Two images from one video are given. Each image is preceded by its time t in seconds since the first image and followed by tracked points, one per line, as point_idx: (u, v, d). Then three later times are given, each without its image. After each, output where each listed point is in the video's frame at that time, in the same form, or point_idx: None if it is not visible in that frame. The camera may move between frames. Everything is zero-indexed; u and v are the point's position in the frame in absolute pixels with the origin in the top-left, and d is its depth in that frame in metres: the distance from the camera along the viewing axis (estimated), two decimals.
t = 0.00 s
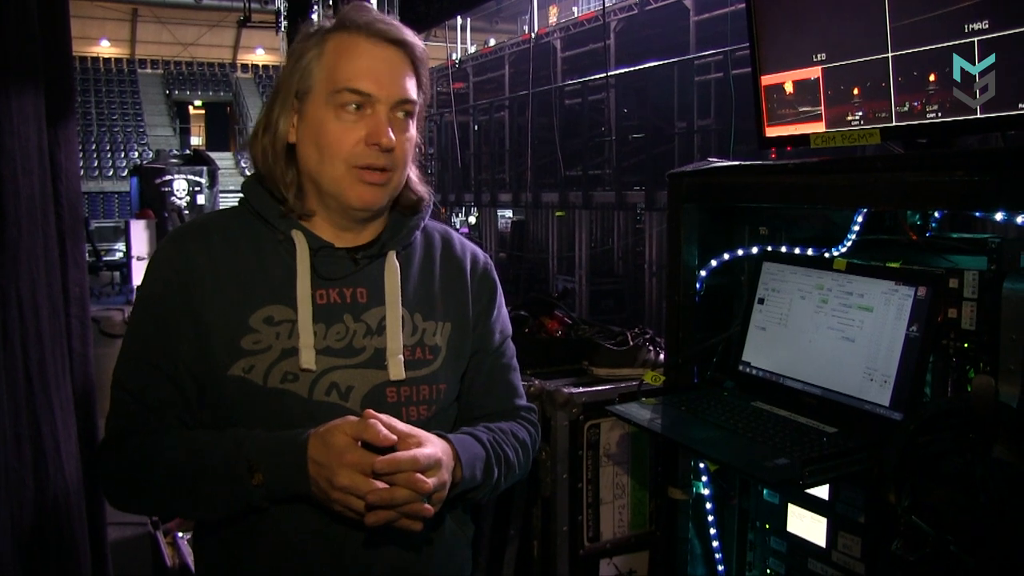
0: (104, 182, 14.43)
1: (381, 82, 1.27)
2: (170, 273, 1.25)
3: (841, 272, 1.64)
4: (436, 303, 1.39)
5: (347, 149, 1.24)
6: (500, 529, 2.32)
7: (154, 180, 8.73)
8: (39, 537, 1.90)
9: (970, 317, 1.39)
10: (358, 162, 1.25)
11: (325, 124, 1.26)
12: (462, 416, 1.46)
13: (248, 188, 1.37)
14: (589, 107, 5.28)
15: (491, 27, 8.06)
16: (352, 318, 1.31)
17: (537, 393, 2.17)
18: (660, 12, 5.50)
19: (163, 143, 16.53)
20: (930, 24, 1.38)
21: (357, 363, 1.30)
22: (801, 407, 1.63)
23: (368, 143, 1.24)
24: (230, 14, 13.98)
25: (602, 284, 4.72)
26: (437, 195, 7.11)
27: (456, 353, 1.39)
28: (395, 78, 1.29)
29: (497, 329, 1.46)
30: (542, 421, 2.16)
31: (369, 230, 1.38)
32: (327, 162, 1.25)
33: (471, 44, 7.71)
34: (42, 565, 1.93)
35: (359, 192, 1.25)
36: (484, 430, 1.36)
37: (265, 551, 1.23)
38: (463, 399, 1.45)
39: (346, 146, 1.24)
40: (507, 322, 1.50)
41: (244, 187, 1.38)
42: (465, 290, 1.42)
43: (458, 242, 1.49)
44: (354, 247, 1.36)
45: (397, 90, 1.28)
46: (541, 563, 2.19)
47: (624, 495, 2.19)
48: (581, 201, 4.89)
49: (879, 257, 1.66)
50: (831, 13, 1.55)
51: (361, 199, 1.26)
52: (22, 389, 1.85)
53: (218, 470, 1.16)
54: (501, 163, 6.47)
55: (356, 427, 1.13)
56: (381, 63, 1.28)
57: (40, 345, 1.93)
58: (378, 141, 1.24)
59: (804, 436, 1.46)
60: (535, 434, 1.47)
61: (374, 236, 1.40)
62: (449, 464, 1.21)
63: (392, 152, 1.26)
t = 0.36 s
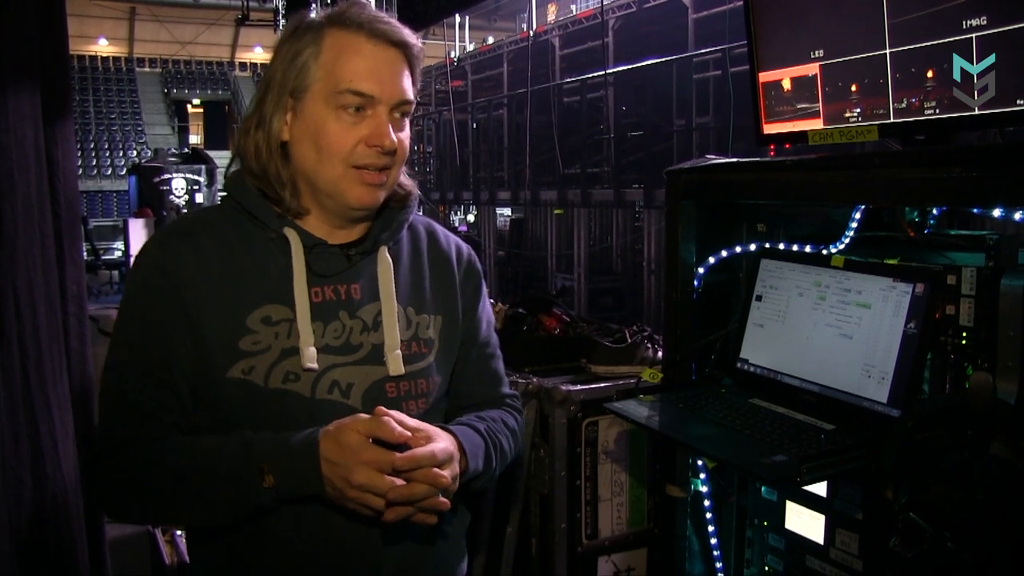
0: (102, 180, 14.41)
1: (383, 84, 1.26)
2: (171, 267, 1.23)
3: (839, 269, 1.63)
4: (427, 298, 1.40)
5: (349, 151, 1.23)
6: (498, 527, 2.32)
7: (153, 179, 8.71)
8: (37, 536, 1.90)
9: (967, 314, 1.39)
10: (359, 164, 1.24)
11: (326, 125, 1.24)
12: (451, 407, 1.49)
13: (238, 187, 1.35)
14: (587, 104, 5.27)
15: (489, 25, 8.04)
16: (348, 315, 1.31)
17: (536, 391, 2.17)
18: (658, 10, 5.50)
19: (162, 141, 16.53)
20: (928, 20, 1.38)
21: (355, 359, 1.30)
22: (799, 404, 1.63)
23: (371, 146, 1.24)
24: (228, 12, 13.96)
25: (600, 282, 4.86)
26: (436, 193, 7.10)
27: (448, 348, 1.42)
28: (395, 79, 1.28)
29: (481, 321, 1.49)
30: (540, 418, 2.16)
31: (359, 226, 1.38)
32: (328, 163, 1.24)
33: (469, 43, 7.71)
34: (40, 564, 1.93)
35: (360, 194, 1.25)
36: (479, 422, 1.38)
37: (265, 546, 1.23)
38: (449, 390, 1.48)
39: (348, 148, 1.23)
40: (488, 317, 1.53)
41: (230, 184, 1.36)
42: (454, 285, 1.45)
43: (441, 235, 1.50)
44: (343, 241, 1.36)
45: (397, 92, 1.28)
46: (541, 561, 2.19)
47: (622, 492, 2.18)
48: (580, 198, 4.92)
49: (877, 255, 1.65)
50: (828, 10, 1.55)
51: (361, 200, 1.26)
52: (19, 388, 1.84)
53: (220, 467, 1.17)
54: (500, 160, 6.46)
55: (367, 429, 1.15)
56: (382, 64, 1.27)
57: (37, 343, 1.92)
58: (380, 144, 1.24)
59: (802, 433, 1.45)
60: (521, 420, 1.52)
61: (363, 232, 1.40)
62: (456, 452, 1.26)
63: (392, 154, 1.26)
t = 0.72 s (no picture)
0: (102, 178, 14.43)
1: (372, 86, 1.21)
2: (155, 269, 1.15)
3: (838, 267, 1.63)
4: (406, 295, 1.40)
5: (337, 156, 1.19)
6: (497, 525, 2.32)
7: (153, 177, 8.71)
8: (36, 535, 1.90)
9: (966, 312, 1.39)
10: (348, 168, 1.21)
11: (314, 129, 1.19)
12: (425, 400, 1.50)
13: (217, 181, 1.28)
14: (586, 103, 5.27)
15: (489, 23, 8.04)
16: (333, 313, 1.29)
17: (534, 389, 2.17)
18: (657, 8, 5.50)
19: (161, 139, 16.54)
20: (926, 18, 1.38)
21: (343, 357, 1.29)
22: (797, 402, 1.63)
23: (360, 151, 1.21)
24: (228, 10, 13.96)
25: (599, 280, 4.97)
26: (436, 191, 7.10)
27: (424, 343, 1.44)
28: (383, 80, 1.23)
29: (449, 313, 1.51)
30: (539, 417, 2.16)
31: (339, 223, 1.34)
32: (315, 166, 1.20)
33: (468, 41, 7.71)
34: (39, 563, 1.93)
35: (348, 197, 1.23)
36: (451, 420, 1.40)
37: (262, 544, 1.22)
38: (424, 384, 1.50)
39: (337, 154, 1.19)
40: (456, 317, 1.55)
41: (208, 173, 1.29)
42: (428, 284, 1.46)
43: (416, 232, 1.50)
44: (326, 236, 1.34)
45: (385, 94, 1.23)
46: (539, 559, 2.19)
47: (620, 491, 2.18)
48: (580, 197, 4.93)
49: (874, 253, 1.66)
50: (826, 7, 1.55)
51: (348, 203, 1.23)
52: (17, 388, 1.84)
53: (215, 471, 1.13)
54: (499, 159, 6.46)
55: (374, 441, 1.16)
56: (370, 64, 1.22)
57: (34, 341, 1.92)
58: (370, 148, 1.21)
59: (800, 432, 1.45)
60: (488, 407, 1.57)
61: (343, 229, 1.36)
62: (451, 449, 1.31)
63: (379, 158, 1.23)
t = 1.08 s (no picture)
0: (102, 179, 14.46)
1: (316, 74, 0.97)
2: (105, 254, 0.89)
3: (839, 267, 1.63)
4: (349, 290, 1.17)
5: (274, 159, 0.96)
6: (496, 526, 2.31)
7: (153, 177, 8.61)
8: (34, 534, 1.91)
9: (967, 312, 1.38)
10: (286, 170, 0.97)
11: (245, 122, 0.94)
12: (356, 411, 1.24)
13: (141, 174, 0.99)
14: (586, 103, 5.28)
15: (489, 23, 8.06)
16: (285, 312, 1.05)
17: (535, 389, 2.16)
18: (657, 8, 5.51)
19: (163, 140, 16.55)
20: (927, 18, 1.38)
21: (299, 359, 1.05)
22: (797, 403, 1.62)
23: (300, 149, 0.96)
24: (228, 11, 13.98)
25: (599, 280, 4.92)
26: (436, 191, 7.11)
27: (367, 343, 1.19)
28: (327, 64, 0.99)
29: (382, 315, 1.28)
30: (539, 417, 2.16)
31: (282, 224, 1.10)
32: (248, 169, 0.96)
33: (468, 40, 7.72)
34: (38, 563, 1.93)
35: (286, 204, 0.99)
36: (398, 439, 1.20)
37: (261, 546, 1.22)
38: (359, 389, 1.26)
39: (274, 157, 0.95)
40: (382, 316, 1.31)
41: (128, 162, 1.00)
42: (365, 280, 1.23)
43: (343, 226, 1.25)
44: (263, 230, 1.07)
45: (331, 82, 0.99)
46: (539, 559, 2.18)
47: (621, 490, 2.18)
48: (580, 197, 4.92)
49: (875, 253, 1.66)
50: (827, 6, 1.54)
51: (284, 210, 1.00)
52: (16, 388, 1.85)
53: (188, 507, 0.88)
54: (500, 158, 6.47)
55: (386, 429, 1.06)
56: (314, 48, 0.97)
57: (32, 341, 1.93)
58: (313, 147, 0.97)
59: (800, 432, 1.45)
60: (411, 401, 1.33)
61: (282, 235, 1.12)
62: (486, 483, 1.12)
63: (322, 156, 1.00)
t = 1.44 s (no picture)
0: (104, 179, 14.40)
1: (257, 72, 0.98)
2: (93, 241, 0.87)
3: (840, 267, 1.63)
4: (304, 287, 1.23)
5: (220, 156, 0.99)
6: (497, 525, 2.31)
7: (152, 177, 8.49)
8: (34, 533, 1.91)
9: (969, 312, 1.38)
10: (227, 166, 1.00)
11: (190, 122, 0.96)
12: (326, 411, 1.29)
13: (98, 176, 0.99)
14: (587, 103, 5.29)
15: (491, 23, 8.07)
16: (246, 312, 1.11)
17: (536, 390, 2.15)
18: (658, 8, 5.51)
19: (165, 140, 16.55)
20: (928, 18, 1.38)
21: (260, 361, 1.10)
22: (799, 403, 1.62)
23: (242, 147, 0.99)
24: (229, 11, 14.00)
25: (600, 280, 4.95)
26: (437, 191, 7.11)
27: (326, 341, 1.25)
28: (268, 58, 0.99)
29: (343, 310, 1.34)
30: (541, 417, 2.16)
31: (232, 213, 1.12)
32: (195, 167, 0.99)
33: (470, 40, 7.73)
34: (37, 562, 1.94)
35: (229, 198, 1.03)
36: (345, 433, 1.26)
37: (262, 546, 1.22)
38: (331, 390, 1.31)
39: (220, 154, 0.99)
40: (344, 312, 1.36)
41: (83, 167, 1.00)
42: (322, 275, 1.29)
43: (302, 223, 1.31)
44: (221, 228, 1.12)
45: (272, 76, 1.00)
46: (540, 559, 2.19)
47: (622, 490, 2.18)
48: (581, 197, 4.92)
49: (876, 253, 1.64)
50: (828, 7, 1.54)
51: (228, 204, 1.04)
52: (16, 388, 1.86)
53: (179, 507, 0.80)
54: (501, 159, 6.48)
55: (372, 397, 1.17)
56: (254, 43, 0.98)
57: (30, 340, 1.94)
58: (254, 145, 1.00)
59: (801, 432, 1.45)
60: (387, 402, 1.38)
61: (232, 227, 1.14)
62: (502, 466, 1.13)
63: (268, 148, 1.03)
